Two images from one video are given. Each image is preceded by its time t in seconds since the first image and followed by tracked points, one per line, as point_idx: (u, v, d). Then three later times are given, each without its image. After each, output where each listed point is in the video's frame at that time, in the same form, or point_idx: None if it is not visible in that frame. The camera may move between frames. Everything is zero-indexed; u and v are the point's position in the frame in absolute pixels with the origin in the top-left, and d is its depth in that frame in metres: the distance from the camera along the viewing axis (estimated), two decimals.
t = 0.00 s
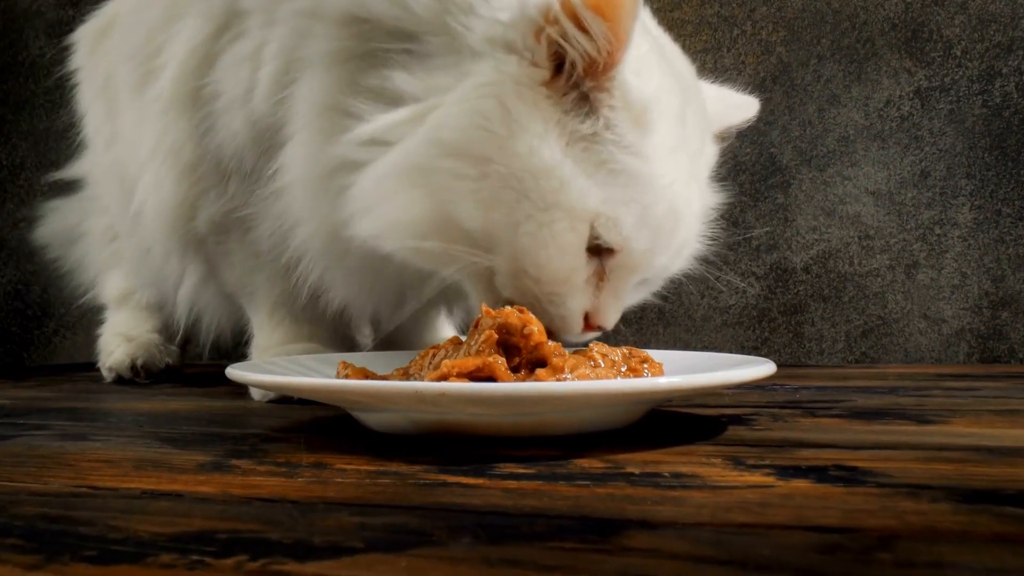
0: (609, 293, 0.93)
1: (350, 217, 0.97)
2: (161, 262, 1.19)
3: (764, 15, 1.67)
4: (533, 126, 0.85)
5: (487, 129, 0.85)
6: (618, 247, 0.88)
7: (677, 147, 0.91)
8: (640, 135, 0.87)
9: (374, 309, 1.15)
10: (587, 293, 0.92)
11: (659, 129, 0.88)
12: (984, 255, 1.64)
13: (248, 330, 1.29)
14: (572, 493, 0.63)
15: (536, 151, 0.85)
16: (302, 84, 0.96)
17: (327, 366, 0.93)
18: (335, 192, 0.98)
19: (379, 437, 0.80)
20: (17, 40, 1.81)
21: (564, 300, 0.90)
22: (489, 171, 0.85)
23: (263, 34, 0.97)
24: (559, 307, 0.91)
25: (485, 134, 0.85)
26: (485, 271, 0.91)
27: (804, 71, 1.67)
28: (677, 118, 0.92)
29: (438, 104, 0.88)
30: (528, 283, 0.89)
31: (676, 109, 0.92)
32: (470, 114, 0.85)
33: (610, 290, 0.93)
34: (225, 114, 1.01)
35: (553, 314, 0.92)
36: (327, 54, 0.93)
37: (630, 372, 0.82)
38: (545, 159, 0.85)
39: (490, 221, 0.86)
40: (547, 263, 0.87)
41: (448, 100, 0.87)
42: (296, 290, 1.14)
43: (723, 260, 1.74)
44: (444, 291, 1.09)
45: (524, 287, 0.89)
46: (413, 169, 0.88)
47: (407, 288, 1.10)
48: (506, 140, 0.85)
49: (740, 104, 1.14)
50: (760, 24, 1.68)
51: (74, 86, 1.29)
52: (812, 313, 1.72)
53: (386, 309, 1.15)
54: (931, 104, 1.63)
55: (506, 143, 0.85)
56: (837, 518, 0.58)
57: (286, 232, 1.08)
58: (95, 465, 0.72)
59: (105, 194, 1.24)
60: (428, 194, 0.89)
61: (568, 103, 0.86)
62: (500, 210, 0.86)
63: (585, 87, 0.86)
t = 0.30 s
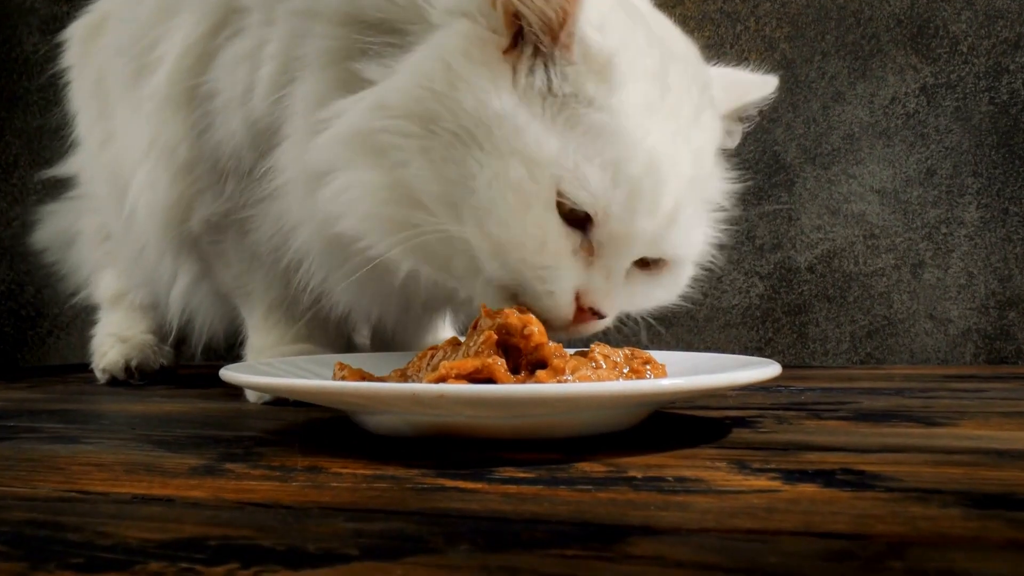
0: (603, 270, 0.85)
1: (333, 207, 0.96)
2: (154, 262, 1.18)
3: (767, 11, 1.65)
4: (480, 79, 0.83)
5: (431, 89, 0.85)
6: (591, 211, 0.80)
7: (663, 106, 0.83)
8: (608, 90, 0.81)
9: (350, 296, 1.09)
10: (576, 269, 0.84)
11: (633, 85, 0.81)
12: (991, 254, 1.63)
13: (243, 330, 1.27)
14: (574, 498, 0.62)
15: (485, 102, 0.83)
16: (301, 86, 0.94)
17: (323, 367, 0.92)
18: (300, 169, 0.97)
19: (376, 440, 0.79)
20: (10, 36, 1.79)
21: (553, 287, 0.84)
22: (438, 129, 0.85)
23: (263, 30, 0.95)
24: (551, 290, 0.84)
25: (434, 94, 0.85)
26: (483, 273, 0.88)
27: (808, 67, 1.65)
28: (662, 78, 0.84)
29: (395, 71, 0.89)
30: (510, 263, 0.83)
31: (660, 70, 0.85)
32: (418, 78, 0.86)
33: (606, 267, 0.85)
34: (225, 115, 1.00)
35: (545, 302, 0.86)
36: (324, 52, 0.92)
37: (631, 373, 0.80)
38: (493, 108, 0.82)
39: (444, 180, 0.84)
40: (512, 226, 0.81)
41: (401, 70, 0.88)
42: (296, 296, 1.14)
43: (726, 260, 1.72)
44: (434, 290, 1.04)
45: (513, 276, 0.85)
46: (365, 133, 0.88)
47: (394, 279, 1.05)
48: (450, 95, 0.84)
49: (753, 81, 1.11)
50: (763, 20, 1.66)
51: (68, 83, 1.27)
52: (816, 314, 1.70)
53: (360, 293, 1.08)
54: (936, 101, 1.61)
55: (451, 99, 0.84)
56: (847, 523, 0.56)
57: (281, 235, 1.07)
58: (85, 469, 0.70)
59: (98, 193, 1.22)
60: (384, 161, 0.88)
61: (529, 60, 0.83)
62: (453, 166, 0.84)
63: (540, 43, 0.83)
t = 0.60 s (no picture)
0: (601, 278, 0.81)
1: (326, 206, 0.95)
2: (148, 261, 1.16)
3: (770, 7, 1.64)
4: (465, 74, 0.82)
5: (417, 85, 0.84)
6: (580, 214, 0.77)
7: (656, 103, 0.80)
8: (596, 87, 0.80)
9: (343, 297, 1.07)
10: (575, 274, 0.80)
11: (623, 81, 0.80)
12: (998, 253, 1.61)
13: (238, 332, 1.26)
14: (575, 504, 0.60)
15: (472, 96, 0.81)
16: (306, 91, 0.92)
17: (320, 369, 0.90)
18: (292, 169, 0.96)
19: (373, 443, 0.77)
20: (4, 33, 1.77)
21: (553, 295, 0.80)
22: (425, 125, 0.83)
23: (267, 29, 0.93)
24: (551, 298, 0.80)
25: (421, 91, 0.84)
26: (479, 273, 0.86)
27: (813, 64, 1.64)
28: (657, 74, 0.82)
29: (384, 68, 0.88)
30: (506, 266, 0.80)
31: (655, 67, 0.83)
32: (404, 75, 0.85)
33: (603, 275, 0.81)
34: (226, 115, 0.98)
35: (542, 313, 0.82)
36: (330, 51, 0.90)
37: (634, 375, 0.78)
38: (482, 102, 0.81)
39: (432, 177, 0.84)
40: (500, 228, 0.79)
41: (389, 70, 0.87)
42: (301, 305, 1.13)
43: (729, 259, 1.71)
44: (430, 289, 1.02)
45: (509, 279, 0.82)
46: (353, 131, 0.87)
47: (388, 279, 1.02)
48: (437, 91, 0.83)
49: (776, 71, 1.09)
50: (766, 16, 1.64)
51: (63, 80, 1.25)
52: (821, 314, 1.69)
53: (351, 293, 1.06)
54: (943, 98, 1.59)
55: (438, 94, 0.83)
56: (857, 530, 0.55)
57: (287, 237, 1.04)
58: (76, 473, 0.69)
59: (92, 191, 1.21)
60: (372, 159, 0.87)
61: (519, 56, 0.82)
62: (440, 162, 0.83)
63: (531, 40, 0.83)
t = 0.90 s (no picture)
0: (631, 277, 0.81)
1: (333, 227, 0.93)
2: (143, 261, 1.15)
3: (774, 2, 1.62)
4: (461, 99, 0.80)
5: (411, 115, 0.81)
6: (600, 219, 0.76)
7: (660, 87, 0.76)
8: (593, 85, 0.77)
9: (351, 300, 1.06)
10: (599, 280, 0.80)
11: (619, 69, 0.77)
12: (1005, 252, 1.59)
13: (234, 334, 1.24)
14: (577, 509, 0.59)
15: (469, 125, 0.79)
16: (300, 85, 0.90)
17: (316, 370, 0.89)
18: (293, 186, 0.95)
19: (370, 445, 0.76)
20: None
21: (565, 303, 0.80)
22: (423, 155, 0.81)
23: (262, 26, 0.91)
24: (577, 310, 0.82)
25: (417, 120, 0.81)
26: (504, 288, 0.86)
27: (817, 60, 1.62)
28: (657, 52, 0.78)
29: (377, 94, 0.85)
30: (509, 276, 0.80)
31: (654, 41, 0.79)
32: (397, 104, 0.82)
33: (631, 273, 0.80)
34: (221, 114, 0.96)
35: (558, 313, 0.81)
36: (324, 50, 0.87)
37: (636, 376, 0.76)
38: (482, 128, 0.79)
39: (439, 210, 0.82)
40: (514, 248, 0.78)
41: (381, 96, 0.84)
42: (306, 305, 1.11)
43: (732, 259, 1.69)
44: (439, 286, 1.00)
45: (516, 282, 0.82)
46: (354, 166, 0.85)
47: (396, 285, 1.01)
48: (433, 120, 0.81)
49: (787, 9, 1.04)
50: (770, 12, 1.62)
51: (57, 78, 1.23)
52: (825, 314, 1.67)
53: (362, 297, 1.04)
54: (948, 95, 1.58)
55: (433, 123, 0.80)
56: (866, 537, 0.53)
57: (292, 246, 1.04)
58: (66, 477, 0.67)
59: (85, 191, 1.19)
60: (377, 190, 0.86)
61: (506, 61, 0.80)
62: (445, 194, 0.81)
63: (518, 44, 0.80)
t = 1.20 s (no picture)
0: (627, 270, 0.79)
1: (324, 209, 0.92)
2: (138, 262, 1.14)
3: None
4: (457, 73, 0.79)
5: (406, 88, 0.80)
6: (592, 206, 0.74)
7: (663, 72, 0.74)
8: (591, 67, 0.75)
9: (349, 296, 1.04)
10: (595, 269, 0.78)
11: (618, 53, 0.74)
12: (1013, 251, 1.58)
13: (230, 335, 1.23)
14: (578, 515, 0.57)
15: (464, 101, 0.78)
16: (302, 80, 0.88)
17: (312, 371, 0.87)
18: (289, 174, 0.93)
19: (366, 448, 0.74)
20: None
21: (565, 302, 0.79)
22: (416, 130, 0.81)
23: (261, 22, 0.90)
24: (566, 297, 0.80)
25: (412, 94, 0.80)
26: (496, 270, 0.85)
27: (821, 57, 1.60)
28: (661, 37, 0.76)
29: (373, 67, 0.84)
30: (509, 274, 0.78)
31: (658, 25, 0.76)
32: (393, 78, 0.81)
33: (624, 267, 0.78)
34: (220, 111, 0.94)
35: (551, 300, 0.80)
36: (327, 42, 0.86)
37: (639, 378, 0.75)
38: (479, 101, 0.77)
39: (431, 186, 0.82)
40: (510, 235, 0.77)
41: (378, 69, 0.83)
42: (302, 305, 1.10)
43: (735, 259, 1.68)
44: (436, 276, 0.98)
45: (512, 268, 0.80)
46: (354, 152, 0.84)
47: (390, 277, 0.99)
48: (427, 94, 0.80)
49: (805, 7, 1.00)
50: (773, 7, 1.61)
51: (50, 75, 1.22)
52: (829, 314, 1.65)
53: (359, 293, 1.02)
54: (955, 92, 1.56)
55: (427, 98, 0.80)
56: (876, 544, 0.52)
57: (292, 242, 1.02)
58: (55, 482, 0.66)
59: (79, 190, 1.18)
60: (369, 166, 0.85)
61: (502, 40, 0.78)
62: (437, 169, 0.80)
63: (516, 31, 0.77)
